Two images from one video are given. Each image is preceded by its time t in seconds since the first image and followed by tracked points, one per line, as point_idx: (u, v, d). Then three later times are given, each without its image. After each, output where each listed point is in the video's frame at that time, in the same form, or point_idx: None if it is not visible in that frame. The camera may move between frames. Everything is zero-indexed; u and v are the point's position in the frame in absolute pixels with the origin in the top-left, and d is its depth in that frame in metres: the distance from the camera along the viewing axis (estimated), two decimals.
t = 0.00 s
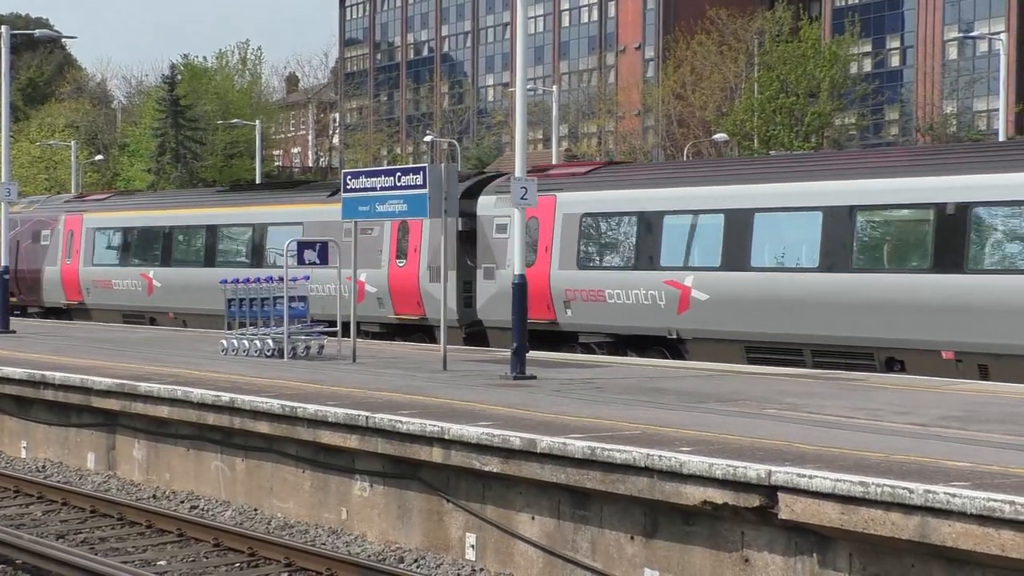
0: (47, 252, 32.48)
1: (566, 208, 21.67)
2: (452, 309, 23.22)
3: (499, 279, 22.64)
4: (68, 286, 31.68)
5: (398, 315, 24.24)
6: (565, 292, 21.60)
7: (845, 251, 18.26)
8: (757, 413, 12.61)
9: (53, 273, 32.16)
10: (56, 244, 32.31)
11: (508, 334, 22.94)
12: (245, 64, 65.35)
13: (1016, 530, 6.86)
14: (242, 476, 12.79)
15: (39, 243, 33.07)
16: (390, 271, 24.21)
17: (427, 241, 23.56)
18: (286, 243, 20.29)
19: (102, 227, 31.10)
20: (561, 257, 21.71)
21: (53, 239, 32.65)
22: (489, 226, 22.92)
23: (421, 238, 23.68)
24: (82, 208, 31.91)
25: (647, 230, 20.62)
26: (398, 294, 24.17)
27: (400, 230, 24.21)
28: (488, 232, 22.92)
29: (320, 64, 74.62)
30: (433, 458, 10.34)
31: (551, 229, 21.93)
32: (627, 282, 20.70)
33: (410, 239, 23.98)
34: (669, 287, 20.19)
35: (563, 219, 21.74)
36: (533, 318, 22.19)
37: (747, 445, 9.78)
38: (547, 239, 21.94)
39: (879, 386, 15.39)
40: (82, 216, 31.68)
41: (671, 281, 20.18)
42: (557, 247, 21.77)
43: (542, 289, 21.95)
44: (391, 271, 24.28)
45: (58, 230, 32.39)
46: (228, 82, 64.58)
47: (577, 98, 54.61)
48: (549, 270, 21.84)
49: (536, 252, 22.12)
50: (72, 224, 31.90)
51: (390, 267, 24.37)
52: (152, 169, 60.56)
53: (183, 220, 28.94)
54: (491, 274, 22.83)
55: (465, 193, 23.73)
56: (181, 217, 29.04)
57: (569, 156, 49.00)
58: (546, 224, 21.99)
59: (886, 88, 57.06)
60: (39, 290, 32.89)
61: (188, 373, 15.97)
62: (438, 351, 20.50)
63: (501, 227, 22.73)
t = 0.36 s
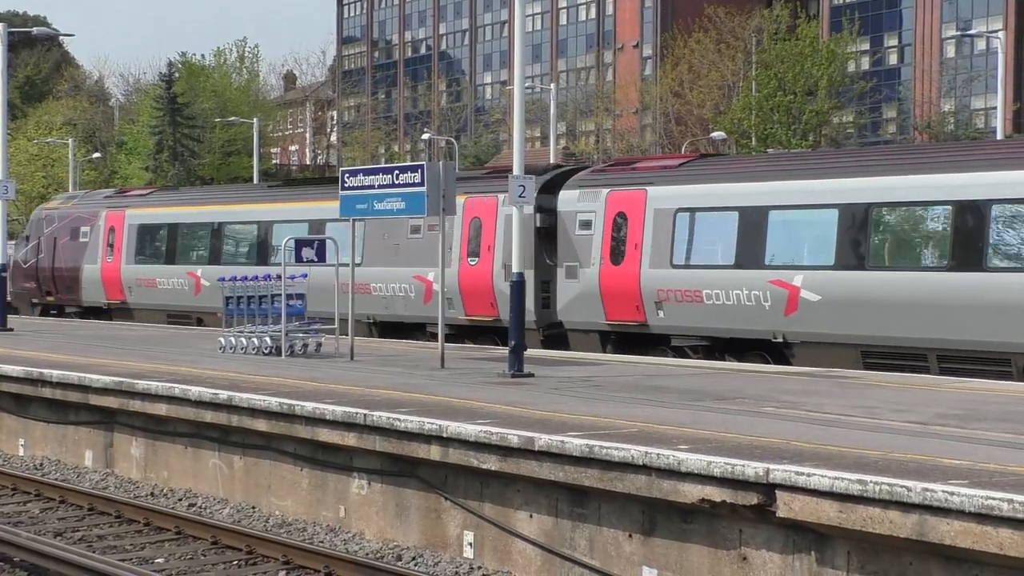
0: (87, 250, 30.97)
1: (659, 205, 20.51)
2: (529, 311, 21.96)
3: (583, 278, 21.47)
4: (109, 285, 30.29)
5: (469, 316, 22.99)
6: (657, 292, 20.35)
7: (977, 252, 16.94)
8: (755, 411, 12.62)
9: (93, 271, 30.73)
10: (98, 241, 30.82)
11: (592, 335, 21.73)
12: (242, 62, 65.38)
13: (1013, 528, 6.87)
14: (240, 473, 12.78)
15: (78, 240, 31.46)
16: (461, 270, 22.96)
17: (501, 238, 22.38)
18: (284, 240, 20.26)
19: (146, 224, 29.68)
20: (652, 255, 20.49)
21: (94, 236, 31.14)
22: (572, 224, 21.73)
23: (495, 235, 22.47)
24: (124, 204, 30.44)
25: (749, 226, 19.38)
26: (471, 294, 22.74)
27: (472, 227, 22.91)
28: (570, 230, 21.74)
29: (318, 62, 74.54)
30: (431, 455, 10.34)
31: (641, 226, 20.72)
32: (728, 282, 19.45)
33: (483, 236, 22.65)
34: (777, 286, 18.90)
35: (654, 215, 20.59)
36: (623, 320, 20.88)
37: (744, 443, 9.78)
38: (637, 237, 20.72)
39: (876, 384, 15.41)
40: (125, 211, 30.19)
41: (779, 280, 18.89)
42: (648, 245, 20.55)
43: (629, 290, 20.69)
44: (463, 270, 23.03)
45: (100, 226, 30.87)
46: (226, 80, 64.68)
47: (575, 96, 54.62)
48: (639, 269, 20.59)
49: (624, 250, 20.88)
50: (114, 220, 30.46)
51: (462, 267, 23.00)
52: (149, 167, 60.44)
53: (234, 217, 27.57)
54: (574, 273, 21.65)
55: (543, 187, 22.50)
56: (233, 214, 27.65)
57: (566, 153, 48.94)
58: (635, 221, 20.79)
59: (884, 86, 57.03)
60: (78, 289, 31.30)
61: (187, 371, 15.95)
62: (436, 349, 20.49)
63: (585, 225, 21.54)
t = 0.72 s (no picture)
0: (130, 247, 30.06)
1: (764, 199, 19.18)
2: (617, 312, 20.76)
3: (676, 277, 20.22)
4: (153, 284, 29.29)
5: (549, 317, 21.86)
6: (760, 292, 19.06)
7: None
8: (752, 409, 12.62)
9: (136, 270, 29.78)
10: (140, 238, 29.89)
11: (685, 339, 20.41)
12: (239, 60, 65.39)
13: (1011, 526, 6.87)
14: (238, 471, 12.78)
15: (120, 238, 30.56)
16: (541, 269, 21.78)
17: (585, 236, 21.25)
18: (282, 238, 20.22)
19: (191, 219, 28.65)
20: (756, 253, 19.18)
21: (136, 232, 30.22)
22: (665, 220, 20.44)
23: (578, 229, 21.32)
24: (169, 199, 29.46)
25: (866, 222, 18.06)
26: (553, 294, 21.64)
27: (553, 223, 21.70)
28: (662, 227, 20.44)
29: (315, 60, 74.46)
30: (428, 454, 10.34)
31: (743, 222, 19.40)
32: (842, 281, 18.17)
33: (565, 231, 21.48)
34: (899, 286, 17.59)
35: (757, 210, 19.27)
36: (722, 322, 19.61)
37: (741, 441, 9.78)
38: (739, 234, 19.39)
39: (874, 382, 15.40)
40: (170, 208, 29.22)
41: (901, 280, 17.59)
42: (751, 242, 19.23)
43: (731, 289, 19.38)
44: (540, 268, 21.84)
45: (143, 224, 29.93)
46: (223, 78, 64.71)
47: (572, 93, 54.63)
48: (741, 268, 19.30)
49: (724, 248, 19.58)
50: (158, 216, 29.46)
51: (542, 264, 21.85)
52: (146, 165, 60.35)
53: (286, 211, 26.33)
54: (666, 272, 20.39)
55: (631, 180, 21.05)
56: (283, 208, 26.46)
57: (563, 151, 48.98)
58: (737, 217, 19.46)
59: (881, 83, 57.03)
60: (119, 289, 30.45)
61: (184, 369, 15.95)
62: (434, 347, 20.49)
63: (679, 220, 20.25)
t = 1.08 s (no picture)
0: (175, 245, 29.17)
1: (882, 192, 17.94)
2: (717, 314, 19.54)
3: (783, 276, 18.99)
4: (200, 284, 28.44)
5: (637, 318, 20.53)
6: (881, 292, 17.79)
7: None
8: (750, 406, 12.62)
9: (183, 268, 28.87)
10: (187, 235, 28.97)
11: (792, 342, 19.20)
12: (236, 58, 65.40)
13: (1008, 523, 6.88)
14: (235, 469, 12.78)
15: (165, 235, 29.59)
16: (629, 267, 20.50)
17: (680, 230, 20.00)
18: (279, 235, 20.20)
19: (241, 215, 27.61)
20: (874, 251, 17.94)
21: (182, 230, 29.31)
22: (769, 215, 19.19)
23: (671, 226, 20.10)
24: (217, 195, 28.47)
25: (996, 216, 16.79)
26: (640, 294, 20.39)
27: (642, 217, 20.45)
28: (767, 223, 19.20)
29: (312, 57, 74.46)
30: (425, 451, 10.34)
31: (859, 218, 18.16)
32: (973, 281, 16.88)
33: (657, 227, 20.23)
34: None
35: (875, 203, 18.02)
36: (835, 325, 18.38)
37: (738, 438, 9.78)
38: (855, 230, 18.14)
39: (870, 379, 15.42)
40: (219, 203, 28.15)
41: None
42: (869, 238, 18.00)
43: (845, 290, 18.14)
44: (629, 266, 20.56)
45: (190, 219, 28.94)
46: (220, 75, 64.71)
47: (569, 91, 54.66)
48: (857, 266, 18.05)
49: (838, 245, 18.33)
50: (205, 212, 28.49)
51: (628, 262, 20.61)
52: (143, 163, 60.23)
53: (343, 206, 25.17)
54: (771, 270, 19.19)
55: (730, 172, 19.84)
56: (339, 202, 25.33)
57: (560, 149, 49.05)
58: (853, 212, 18.22)
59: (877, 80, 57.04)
60: (164, 288, 29.53)
61: (181, 367, 15.93)
62: (430, 345, 20.49)
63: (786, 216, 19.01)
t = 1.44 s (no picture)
0: (226, 242, 28.88)
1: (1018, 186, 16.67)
2: (830, 315, 18.35)
3: (907, 276, 17.80)
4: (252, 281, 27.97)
5: (739, 319, 19.44)
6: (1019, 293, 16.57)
7: None
8: (747, 403, 12.63)
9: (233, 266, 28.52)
10: (240, 231, 28.59)
11: (915, 346, 17.98)
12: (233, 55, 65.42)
13: (1005, 520, 6.89)
14: (232, 466, 12.78)
15: (216, 232, 29.35)
16: (731, 265, 19.38)
17: (789, 228, 18.82)
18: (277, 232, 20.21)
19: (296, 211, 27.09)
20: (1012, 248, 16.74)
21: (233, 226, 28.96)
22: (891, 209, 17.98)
23: (779, 222, 18.92)
24: (270, 190, 28.01)
25: None
26: (745, 295, 19.25)
27: (746, 211, 19.31)
28: (889, 217, 17.98)
29: (308, 55, 74.40)
30: (423, 448, 10.34)
31: (994, 213, 16.91)
32: None
33: (763, 223, 19.08)
34: None
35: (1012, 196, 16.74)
36: (969, 328, 17.20)
37: (734, 434, 9.79)
38: (992, 227, 16.91)
39: (867, 375, 15.44)
40: (273, 199, 27.72)
41: None
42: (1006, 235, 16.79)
43: (979, 290, 16.97)
44: (730, 264, 19.45)
45: (242, 216, 28.58)
46: (217, 72, 64.70)
47: (567, 88, 54.68)
48: (993, 265, 16.86)
49: (974, 242, 17.12)
50: (258, 208, 28.11)
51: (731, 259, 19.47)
52: (140, 160, 60.21)
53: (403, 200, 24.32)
54: (892, 269, 17.99)
55: (844, 163, 18.59)
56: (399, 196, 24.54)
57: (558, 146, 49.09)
58: (989, 207, 16.96)
59: (875, 77, 57.01)
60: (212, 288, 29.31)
61: (179, 364, 15.92)
62: (428, 342, 20.48)
63: (911, 210, 17.79)
